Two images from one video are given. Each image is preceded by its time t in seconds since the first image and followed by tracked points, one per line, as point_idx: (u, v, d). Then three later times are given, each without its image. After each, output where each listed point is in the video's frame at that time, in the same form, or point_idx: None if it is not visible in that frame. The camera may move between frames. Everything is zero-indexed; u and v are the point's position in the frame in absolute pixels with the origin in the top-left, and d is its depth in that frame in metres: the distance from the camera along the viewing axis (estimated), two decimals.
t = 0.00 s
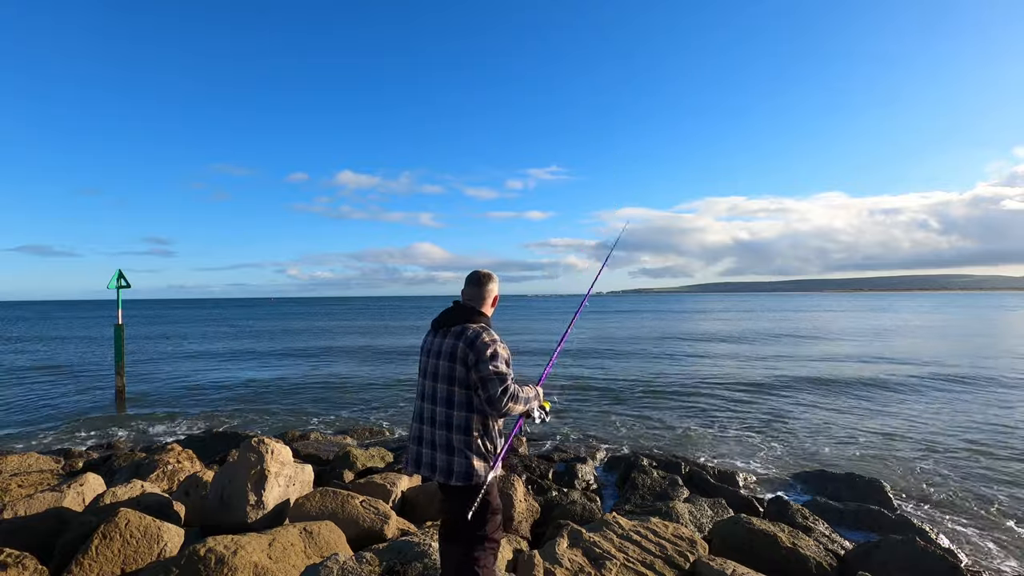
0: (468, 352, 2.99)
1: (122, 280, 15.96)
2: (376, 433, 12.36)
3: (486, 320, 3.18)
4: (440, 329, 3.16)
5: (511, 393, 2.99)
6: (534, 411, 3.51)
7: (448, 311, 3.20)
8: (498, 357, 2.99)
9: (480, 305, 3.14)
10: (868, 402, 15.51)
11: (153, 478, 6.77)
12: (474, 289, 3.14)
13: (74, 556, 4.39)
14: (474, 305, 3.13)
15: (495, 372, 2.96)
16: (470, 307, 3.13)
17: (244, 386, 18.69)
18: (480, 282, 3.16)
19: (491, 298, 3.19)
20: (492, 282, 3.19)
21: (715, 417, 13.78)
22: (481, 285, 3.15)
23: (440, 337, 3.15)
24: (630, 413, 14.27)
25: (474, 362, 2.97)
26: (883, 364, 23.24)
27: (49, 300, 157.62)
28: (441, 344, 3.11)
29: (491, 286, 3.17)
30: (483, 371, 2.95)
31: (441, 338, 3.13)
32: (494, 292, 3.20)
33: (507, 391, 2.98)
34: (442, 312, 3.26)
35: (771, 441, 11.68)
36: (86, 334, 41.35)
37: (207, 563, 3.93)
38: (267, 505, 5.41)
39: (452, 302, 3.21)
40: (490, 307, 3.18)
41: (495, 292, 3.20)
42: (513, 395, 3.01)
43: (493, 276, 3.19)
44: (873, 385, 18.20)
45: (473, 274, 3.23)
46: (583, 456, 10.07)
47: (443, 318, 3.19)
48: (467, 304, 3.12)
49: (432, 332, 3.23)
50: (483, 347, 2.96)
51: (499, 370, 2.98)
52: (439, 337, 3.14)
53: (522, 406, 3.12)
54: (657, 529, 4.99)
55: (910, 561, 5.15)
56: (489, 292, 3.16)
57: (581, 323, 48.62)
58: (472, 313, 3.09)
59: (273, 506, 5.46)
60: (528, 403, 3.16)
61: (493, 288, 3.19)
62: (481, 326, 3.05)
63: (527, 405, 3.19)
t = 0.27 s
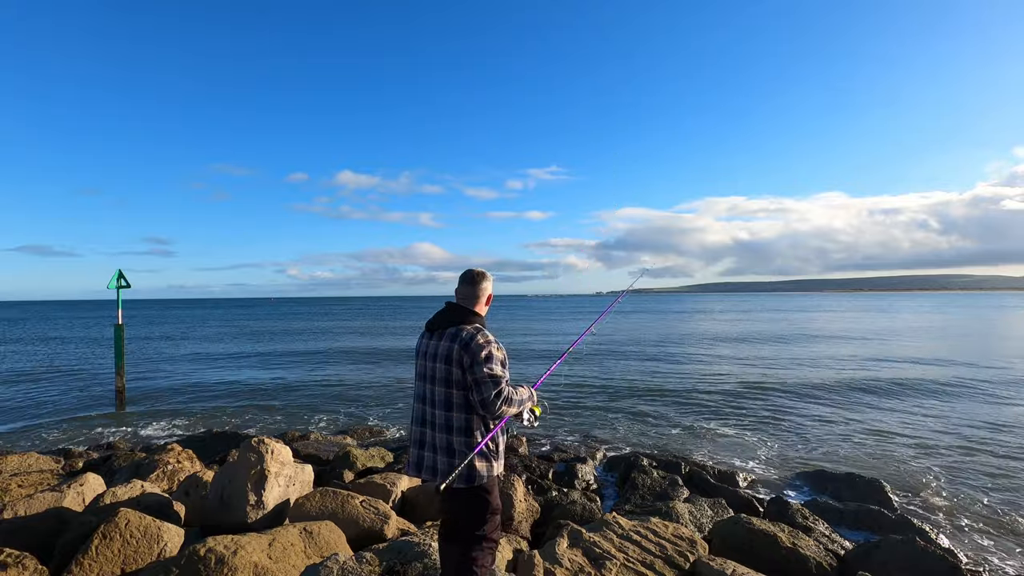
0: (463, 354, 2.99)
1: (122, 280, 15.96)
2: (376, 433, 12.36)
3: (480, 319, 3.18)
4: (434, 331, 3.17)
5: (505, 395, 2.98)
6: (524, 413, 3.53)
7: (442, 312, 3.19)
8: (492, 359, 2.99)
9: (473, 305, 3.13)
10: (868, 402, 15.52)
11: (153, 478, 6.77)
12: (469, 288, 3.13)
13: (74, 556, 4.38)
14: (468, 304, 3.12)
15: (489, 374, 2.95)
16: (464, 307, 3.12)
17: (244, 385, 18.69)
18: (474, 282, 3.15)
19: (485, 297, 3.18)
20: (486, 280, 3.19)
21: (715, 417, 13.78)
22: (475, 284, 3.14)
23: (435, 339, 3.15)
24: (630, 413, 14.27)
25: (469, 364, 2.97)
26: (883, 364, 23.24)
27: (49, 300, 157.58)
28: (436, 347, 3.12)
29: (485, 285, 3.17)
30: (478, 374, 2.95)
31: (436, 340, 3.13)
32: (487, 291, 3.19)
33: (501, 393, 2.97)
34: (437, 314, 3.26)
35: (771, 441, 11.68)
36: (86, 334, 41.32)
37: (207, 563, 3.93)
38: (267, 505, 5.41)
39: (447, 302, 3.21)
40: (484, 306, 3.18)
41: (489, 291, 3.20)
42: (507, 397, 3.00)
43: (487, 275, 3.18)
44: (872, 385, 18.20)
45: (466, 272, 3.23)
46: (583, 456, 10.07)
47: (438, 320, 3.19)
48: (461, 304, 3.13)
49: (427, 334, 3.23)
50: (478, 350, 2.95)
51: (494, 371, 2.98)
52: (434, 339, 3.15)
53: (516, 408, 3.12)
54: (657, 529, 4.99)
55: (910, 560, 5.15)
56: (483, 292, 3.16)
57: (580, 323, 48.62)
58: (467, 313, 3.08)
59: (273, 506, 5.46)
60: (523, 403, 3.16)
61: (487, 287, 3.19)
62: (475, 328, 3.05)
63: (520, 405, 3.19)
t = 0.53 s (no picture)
0: (463, 354, 2.99)
1: (122, 280, 15.96)
2: (375, 433, 12.35)
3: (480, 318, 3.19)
4: (435, 331, 3.17)
5: (505, 395, 2.98)
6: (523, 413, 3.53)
7: (442, 312, 3.20)
8: (493, 358, 2.99)
9: (473, 304, 3.13)
10: (867, 402, 15.51)
11: (153, 478, 6.77)
12: (469, 288, 3.14)
13: (74, 556, 4.38)
14: (468, 304, 3.12)
15: (490, 374, 2.94)
16: (465, 306, 3.12)
17: (244, 386, 18.68)
18: (474, 281, 3.15)
19: (486, 297, 3.19)
20: (486, 280, 3.20)
21: (715, 417, 13.78)
22: (475, 283, 3.15)
23: (435, 340, 3.15)
24: (630, 413, 14.27)
25: (470, 364, 2.97)
26: (883, 364, 23.23)
27: (50, 300, 157.71)
28: (436, 347, 3.12)
29: (485, 284, 3.18)
30: (478, 373, 2.95)
31: (436, 340, 3.13)
32: (487, 290, 3.20)
33: (502, 392, 2.97)
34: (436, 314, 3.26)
35: (771, 441, 11.68)
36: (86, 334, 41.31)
37: (207, 563, 3.93)
38: (267, 505, 5.41)
39: (447, 302, 3.22)
40: (485, 306, 3.19)
41: (489, 290, 3.21)
42: (508, 397, 3.00)
43: (487, 275, 3.18)
44: (872, 385, 18.20)
45: (466, 272, 3.24)
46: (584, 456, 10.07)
47: (438, 320, 3.19)
48: (461, 304, 3.13)
49: (427, 334, 3.23)
50: (478, 349, 2.95)
51: (495, 370, 2.98)
52: (435, 339, 3.15)
53: (516, 408, 3.11)
54: (657, 529, 4.99)
55: (910, 560, 5.15)
56: (483, 291, 3.17)
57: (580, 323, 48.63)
58: (467, 313, 3.08)
59: (273, 506, 5.46)
60: (523, 402, 3.16)
61: (487, 286, 3.20)
62: (475, 327, 3.05)
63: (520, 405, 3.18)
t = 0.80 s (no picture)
0: (465, 354, 2.99)
1: (122, 280, 15.98)
2: (375, 433, 12.35)
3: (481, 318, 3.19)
4: (436, 330, 3.16)
5: (506, 394, 2.98)
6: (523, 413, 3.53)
7: (444, 312, 3.20)
8: (494, 358, 2.99)
9: (474, 304, 3.13)
10: (867, 402, 15.52)
11: (153, 478, 6.77)
12: (470, 287, 3.14)
13: (75, 556, 4.38)
14: (469, 303, 3.13)
15: (490, 373, 2.95)
16: (466, 305, 3.13)
17: (244, 385, 18.68)
18: (475, 280, 3.16)
19: (487, 296, 3.20)
20: (488, 279, 3.20)
21: (715, 417, 13.78)
22: (476, 282, 3.15)
23: (437, 339, 3.15)
24: (630, 413, 14.28)
25: (471, 364, 2.97)
26: (883, 364, 23.23)
27: (50, 301, 157.85)
28: (438, 346, 3.11)
29: (487, 284, 3.18)
30: (479, 373, 2.95)
31: (438, 340, 3.13)
32: (489, 289, 3.20)
33: (503, 391, 2.97)
34: (437, 313, 3.26)
35: (771, 441, 11.67)
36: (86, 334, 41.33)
37: (207, 563, 3.93)
38: (267, 505, 5.41)
39: (448, 302, 3.22)
40: (486, 305, 3.20)
41: (490, 289, 3.21)
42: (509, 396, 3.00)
43: (488, 274, 3.19)
44: (872, 385, 18.19)
45: (467, 272, 3.25)
46: (583, 456, 10.08)
47: (439, 319, 3.19)
48: (463, 303, 3.13)
49: (429, 334, 3.23)
50: (479, 348, 2.95)
51: (496, 370, 2.98)
52: (436, 339, 3.15)
53: (517, 408, 3.11)
54: (657, 529, 4.99)
55: (910, 560, 5.15)
56: (485, 290, 3.17)
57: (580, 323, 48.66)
58: (468, 313, 3.08)
59: (273, 506, 5.46)
60: (524, 401, 3.16)
61: (488, 285, 3.20)
62: (477, 327, 3.05)
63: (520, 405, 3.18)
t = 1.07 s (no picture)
0: (464, 353, 2.99)
1: (122, 280, 16.00)
2: (375, 433, 12.35)
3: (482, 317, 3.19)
4: (436, 329, 3.16)
5: (506, 394, 2.99)
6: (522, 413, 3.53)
7: (444, 312, 3.20)
8: (495, 357, 2.99)
9: (474, 304, 3.13)
10: (867, 401, 15.52)
11: (153, 478, 6.77)
12: (471, 287, 3.14)
13: (75, 556, 4.38)
14: (469, 303, 3.13)
15: (490, 373, 2.95)
16: (467, 304, 3.13)
17: (244, 385, 18.67)
18: (476, 279, 3.16)
19: (488, 296, 3.20)
20: (489, 279, 3.21)
21: (715, 417, 13.78)
22: (477, 281, 3.16)
23: (437, 338, 3.15)
24: (630, 413, 14.28)
25: (470, 363, 2.97)
26: (883, 363, 23.23)
27: (50, 301, 157.83)
28: (438, 346, 3.12)
29: (488, 283, 3.19)
30: (480, 372, 2.95)
31: (438, 339, 3.13)
32: (490, 289, 3.21)
33: (503, 391, 2.97)
34: (438, 313, 3.26)
35: (771, 441, 11.67)
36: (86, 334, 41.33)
37: (207, 563, 3.93)
38: (267, 505, 5.41)
39: (448, 301, 3.22)
40: (487, 306, 3.20)
41: (491, 289, 3.21)
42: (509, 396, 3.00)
43: (488, 274, 3.19)
44: (872, 385, 18.19)
45: (467, 272, 3.25)
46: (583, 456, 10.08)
47: (439, 318, 3.19)
48: (463, 302, 3.13)
49: (428, 334, 3.23)
50: (480, 348, 2.96)
51: (496, 369, 2.99)
52: (436, 338, 3.15)
53: (516, 407, 3.11)
54: (657, 529, 4.99)
55: (910, 560, 5.15)
56: (486, 290, 3.17)
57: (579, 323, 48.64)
58: (468, 312, 3.08)
59: (273, 506, 5.46)
60: (523, 401, 3.16)
61: (489, 285, 3.20)
62: (476, 327, 3.05)
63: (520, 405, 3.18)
